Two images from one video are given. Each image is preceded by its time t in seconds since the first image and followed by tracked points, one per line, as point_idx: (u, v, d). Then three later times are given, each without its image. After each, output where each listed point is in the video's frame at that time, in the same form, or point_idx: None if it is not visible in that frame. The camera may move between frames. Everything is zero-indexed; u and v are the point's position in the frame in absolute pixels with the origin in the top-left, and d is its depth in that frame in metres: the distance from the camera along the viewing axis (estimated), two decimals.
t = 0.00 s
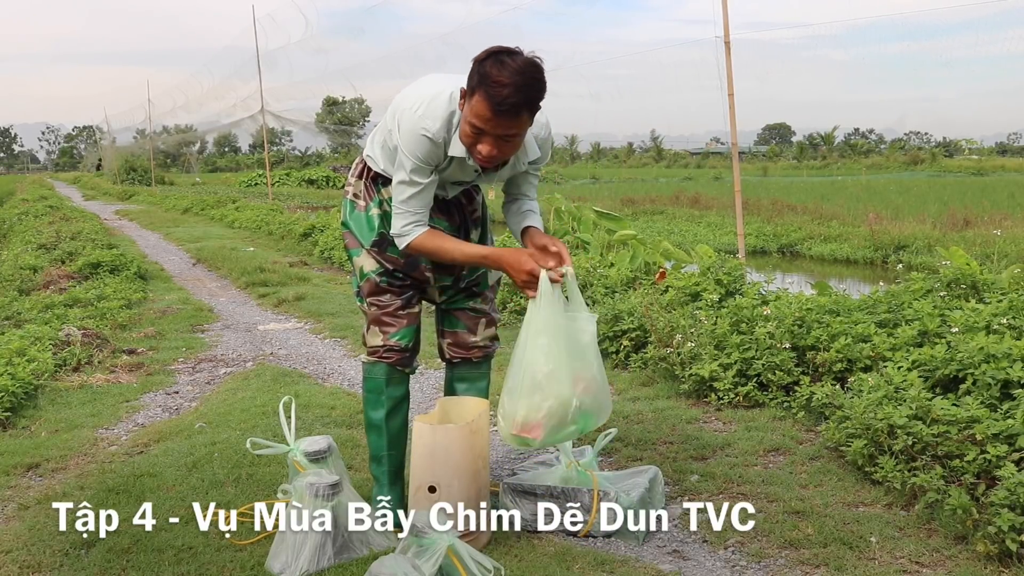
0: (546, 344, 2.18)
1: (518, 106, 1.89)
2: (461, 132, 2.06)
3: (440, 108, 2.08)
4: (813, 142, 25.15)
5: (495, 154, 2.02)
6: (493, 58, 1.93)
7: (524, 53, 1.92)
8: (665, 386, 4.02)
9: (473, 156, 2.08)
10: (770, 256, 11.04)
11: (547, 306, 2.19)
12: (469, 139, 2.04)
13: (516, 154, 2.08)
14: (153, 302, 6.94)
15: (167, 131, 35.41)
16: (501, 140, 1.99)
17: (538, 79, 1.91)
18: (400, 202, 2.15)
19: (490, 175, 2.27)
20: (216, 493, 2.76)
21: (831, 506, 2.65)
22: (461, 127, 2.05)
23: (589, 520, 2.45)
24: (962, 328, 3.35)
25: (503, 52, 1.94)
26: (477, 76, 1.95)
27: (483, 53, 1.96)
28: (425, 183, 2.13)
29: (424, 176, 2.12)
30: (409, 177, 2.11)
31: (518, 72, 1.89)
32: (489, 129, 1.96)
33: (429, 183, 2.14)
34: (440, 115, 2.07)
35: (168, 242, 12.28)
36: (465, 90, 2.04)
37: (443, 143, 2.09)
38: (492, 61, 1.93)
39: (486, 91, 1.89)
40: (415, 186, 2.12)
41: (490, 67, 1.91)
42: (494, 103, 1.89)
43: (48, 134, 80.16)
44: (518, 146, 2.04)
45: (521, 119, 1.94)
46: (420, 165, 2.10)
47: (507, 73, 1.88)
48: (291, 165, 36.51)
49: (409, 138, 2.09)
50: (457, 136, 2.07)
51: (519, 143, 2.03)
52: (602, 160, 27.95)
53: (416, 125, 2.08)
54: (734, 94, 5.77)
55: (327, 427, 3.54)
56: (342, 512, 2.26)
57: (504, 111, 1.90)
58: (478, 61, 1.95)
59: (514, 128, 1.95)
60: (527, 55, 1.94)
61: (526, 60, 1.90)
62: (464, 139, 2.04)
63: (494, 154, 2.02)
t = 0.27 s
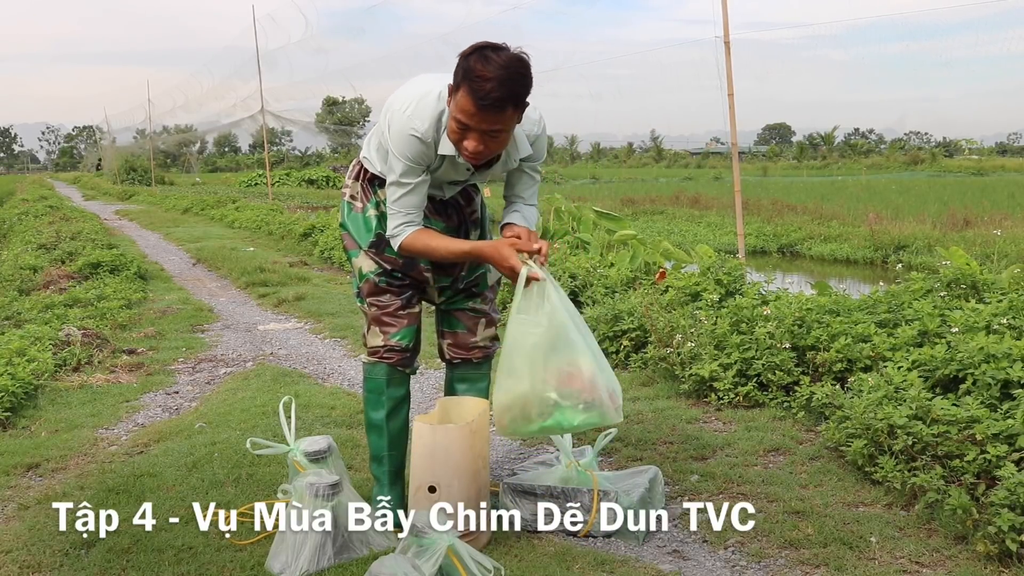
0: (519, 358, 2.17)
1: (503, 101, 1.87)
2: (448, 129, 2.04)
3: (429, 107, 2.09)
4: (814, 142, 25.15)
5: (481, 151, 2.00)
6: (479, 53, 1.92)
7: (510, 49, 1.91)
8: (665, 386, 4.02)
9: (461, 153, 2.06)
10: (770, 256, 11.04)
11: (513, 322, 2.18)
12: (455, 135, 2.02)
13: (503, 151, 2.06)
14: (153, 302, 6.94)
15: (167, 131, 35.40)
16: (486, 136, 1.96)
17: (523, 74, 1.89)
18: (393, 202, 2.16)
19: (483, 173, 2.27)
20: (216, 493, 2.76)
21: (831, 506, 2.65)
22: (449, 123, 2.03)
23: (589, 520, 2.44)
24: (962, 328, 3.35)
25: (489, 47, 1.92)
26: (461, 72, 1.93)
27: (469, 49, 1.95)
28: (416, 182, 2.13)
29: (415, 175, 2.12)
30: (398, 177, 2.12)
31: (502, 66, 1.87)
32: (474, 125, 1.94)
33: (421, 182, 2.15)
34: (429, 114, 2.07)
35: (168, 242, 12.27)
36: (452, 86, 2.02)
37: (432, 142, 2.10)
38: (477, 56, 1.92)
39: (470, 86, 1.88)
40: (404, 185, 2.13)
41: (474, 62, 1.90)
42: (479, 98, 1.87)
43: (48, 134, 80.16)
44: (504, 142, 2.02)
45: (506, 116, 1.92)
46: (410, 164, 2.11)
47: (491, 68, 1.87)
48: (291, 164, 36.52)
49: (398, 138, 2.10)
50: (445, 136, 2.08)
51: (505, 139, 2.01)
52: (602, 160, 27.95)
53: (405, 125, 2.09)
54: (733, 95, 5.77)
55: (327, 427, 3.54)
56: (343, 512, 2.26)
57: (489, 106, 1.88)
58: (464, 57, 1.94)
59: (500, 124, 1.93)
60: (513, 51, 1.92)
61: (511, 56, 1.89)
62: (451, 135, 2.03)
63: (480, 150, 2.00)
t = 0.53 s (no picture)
0: (426, 346, 1.95)
1: (474, 93, 1.86)
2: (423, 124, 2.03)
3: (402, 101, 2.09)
4: (813, 142, 25.15)
5: (455, 146, 1.98)
6: (451, 47, 1.91)
7: (482, 42, 1.90)
8: (665, 386, 4.02)
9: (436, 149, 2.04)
10: (770, 256, 11.04)
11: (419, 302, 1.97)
12: (428, 130, 2.00)
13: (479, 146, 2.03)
14: (153, 302, 6.94)
15: (167, 131, 35.39)
16: (459, 129, 1.94)
17: (495, 65, 1.88)
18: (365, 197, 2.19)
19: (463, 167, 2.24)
20: (216, 493, 2.76)
21: (831, 506, 2.65)
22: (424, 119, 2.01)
23: (589, 520, 2.44)
24: (962, 328, 3.35)
25: (461, 41, 1.91)
26: (433, 65, 1.92)
27: (441, 44, 1.94)
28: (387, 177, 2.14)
29: (385, 171, 2.14)
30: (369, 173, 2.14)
31: (473, 58, 1.86)
32: (444, 117, 1.91)
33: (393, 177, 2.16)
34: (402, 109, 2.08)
35: (168, 242, 12.27)
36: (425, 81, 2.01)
37: (404, 137, 2.10)
38: (446, 49, 1.90)
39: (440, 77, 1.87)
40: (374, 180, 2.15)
41: (444, 54, 1.89)
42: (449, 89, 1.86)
43: (48, 134, 80.15)
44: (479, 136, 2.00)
45: (478, 108, 1.90)
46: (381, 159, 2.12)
47: (463, 60, 1.85)
48: (291, 165, 36.51)
49: (371, 133, 2.12)
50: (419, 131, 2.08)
51: (479, 133, 1.99)
52: (602, 160, 27.94)
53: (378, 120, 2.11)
54: (733, 95, 5.77)
55: (326, 427, 3.54)
56: (342, 512, 2.26)
57: (460, 99, 1.87)
58: (436, 51, 1.93)
59: (473, 116, 1.91)
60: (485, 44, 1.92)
61: (483, 48, 1.88)
62: (426, 132, 2.01)
63: (454, 145, 1.97)
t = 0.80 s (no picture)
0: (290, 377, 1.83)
1: (448, 81, 1.85)
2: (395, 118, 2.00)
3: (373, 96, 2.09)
4: (814, 142, 25.15)
5: (429, 138, 1.95)
6: (421, 36, 1.90)
7: (452, 31, 1.90)
8: (665, 386, 4.02)
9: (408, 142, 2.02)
10: (770, 256, 11.04)
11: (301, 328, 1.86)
12: (400, 122, 1.98)
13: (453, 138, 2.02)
14: (153, 302, 6.94)
15: (167, 131, 35.38)
16: (433, 121, 1.92)
17: (466, 55, 1.88)
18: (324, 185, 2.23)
19: (440, 161, 2.18)
20: (216, 493, 2.76)
21: (831, 506, 2.65)
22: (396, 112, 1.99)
23: (589, 520, 2.44)
24: (962, 328, 3.35)
25: (431, 30, 1.91)
26: (403, 55, 1.90)
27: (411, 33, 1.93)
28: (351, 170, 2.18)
29: (349, 164, 2.17)
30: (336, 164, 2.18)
31: (448, 47, 1.86)
32: (417, 107, 1.89)
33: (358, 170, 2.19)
34: (372, 103, 2.08)
35: (168, 242, 12.27)
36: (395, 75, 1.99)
37: (374, 130, 2.09)
38: (415, 39, 1.89)
39: (412, 67, 1.85)
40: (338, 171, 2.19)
41: (416, 44, 1.87)
42: (422, 78, 1.84)
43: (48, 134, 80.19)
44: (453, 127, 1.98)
45: (452, 98, 1.89)
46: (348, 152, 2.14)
47: (436, 49, 1.85)
48: (291, 165, 36.51)
49: (341, 127, 2.13)
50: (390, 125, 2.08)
51: (453, 124, 1.97)
52: (602, 160, 27.94)
53: (349, 114, 2.12)
54: (733, 95, 5.77)
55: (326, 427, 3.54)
56: (342, 512, 2.26)
57: (433, 88, 1.85)
58: (406, 42, 1.92)
59: (447, 106, 1.90)
60: (455, 33, 1.92)
61: (454, 38, 1.88)
62: (399, 124, 1.98)
63: (428, 137, 1.95)
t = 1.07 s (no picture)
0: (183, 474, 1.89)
1: (447, 95, 1.86)
2: (388, 133, 1.99)
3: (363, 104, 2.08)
4: (813, 142, 25.16)
5: (426, 150, 1.95)
6: (413, 50, 1.89)
7: (443, 42, 1.90)
8: (665, 385, 4.02)
9: (403, 154, 2.02)
10: (770, 256, 11.04)
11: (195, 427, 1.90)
12: (396, 138, 1.97)
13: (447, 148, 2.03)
14: (153, 302, 6.94)
15: (167, 130, 35.38)
16: (432, 134, 1.93)
17: (461, 66, 1.89)
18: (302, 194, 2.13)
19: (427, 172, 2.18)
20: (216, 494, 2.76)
21: (831, 506, 2.65)
22: (389, 127, 1.98)
23: (588, 520, 2.44)
24: (962, 328, 3.35)
25: (421, 42, 1.91)
26: (396, 71, 1.89)
27: (400, 47, 1.92)
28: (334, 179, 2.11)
29: (333, 173, 2.10)
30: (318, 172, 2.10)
31: (446, 58, 1.87)
32: (416, 123, 1.89)
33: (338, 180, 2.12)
34: (361, 111, 2.07)
35: (168, 242, 12.27)
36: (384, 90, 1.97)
37: (362, 139, 2.08)
38: (407, 54, 1.88)
39: (409, 82, 1.85)
40: (320, 180, 2.10)
41: (409, 58, 1.87)
42: (422, 93, 1.84)
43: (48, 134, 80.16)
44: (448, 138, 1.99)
45: (450, 111, 1.90)
46: (333, 159, 2.10)
47: (432, 63, 1.85)
48: (291, 164, 36.53)
49: (328, 132, 2.11)
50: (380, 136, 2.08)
51: (449, 135, 1.98)
52: (601, 160, 27.95)
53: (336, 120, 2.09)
54: (733, 95, 5.78)
55: (326, 427, 3.55)
56: (342, 512, 2.27)
57: (434, 103, 1.86)
58: (396, 56, 1.91)
59: (446, 118, 1.90)
60: (445, 43, 1.92)
61: (447, 49, 1.89)
62: (395, 138, 1.97)
63: (427, 150, 1.95)
